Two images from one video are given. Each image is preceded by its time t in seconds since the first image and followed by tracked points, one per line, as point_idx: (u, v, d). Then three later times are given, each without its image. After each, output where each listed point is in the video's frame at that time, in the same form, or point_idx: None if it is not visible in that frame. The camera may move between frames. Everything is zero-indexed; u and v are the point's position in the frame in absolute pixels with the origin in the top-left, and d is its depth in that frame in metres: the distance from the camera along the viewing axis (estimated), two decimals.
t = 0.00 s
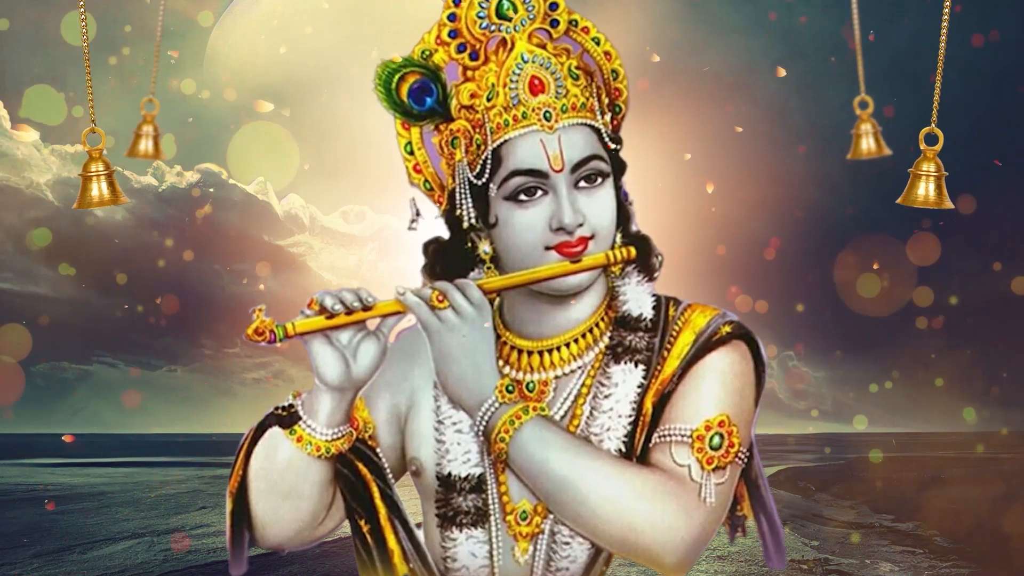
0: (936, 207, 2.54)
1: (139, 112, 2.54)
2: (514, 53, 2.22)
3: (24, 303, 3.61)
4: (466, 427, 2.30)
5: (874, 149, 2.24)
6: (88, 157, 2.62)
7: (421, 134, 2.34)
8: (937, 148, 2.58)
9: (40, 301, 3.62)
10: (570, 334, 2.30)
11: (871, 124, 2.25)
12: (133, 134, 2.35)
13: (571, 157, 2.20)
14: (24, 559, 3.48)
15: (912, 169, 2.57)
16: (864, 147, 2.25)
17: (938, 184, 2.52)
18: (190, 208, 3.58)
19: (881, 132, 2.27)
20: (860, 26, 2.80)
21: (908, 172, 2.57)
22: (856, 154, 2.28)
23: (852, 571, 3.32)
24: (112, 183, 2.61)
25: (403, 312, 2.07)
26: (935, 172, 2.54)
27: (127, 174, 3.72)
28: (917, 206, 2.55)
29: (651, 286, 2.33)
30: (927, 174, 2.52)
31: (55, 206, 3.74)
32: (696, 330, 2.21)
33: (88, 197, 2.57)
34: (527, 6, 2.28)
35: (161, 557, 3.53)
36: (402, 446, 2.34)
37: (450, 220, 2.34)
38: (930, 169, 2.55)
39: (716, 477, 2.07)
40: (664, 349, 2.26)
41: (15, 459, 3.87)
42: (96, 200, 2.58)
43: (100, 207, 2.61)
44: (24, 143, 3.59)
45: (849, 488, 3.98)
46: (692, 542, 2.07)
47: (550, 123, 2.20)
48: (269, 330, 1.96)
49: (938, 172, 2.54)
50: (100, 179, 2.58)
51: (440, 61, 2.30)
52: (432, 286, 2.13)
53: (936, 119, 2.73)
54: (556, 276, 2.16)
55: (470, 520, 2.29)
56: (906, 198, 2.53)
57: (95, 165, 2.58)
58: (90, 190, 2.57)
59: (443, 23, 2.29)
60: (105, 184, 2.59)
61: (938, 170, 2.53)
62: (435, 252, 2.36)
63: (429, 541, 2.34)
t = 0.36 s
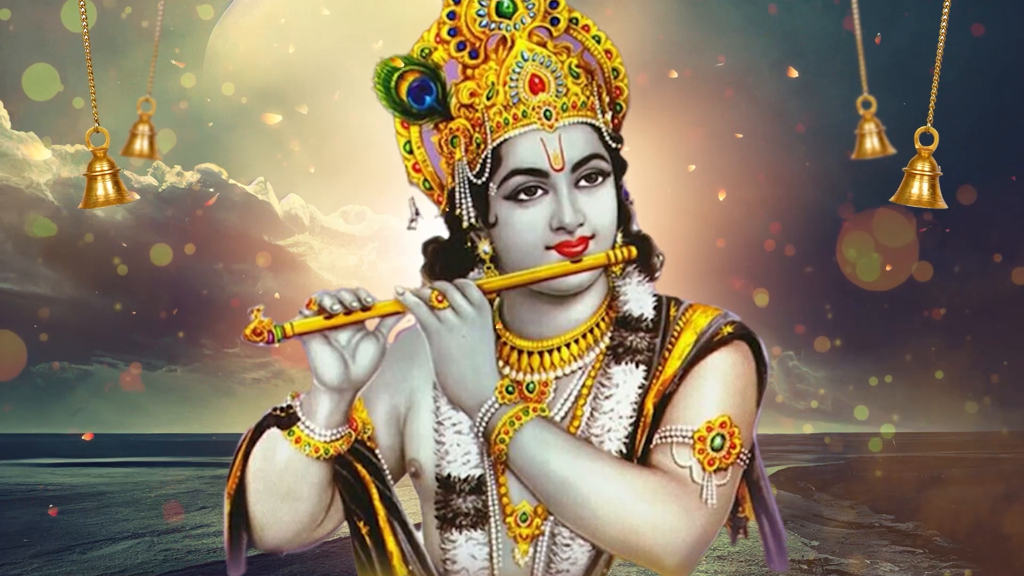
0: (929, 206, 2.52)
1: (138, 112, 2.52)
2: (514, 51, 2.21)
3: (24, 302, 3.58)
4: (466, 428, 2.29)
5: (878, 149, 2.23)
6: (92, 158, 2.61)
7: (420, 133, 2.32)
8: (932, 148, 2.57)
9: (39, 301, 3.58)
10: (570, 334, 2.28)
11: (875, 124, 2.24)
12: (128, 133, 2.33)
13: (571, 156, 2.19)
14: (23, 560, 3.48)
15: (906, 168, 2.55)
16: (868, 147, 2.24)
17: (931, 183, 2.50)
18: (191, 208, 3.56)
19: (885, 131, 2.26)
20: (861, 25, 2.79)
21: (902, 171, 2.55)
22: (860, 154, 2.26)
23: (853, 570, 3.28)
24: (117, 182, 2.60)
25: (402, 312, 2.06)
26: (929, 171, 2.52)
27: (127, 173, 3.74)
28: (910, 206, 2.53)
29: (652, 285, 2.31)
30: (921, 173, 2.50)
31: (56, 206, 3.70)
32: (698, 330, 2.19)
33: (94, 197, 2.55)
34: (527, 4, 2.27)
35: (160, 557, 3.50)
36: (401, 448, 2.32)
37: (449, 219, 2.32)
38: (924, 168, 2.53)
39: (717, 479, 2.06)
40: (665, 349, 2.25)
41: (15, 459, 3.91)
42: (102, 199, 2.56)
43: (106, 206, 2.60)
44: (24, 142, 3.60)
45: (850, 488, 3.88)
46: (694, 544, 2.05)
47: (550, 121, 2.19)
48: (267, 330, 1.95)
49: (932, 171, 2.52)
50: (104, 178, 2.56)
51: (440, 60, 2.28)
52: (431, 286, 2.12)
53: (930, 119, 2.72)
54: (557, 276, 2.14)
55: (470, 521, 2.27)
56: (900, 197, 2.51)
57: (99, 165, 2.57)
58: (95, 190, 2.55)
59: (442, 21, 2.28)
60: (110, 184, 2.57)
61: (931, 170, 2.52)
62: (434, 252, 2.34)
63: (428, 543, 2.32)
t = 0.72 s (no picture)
0: (923, 206, 2.48)
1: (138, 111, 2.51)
2: (515, 50, 2.19)
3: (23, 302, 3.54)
4: (466, 429, 2.27)
5: (881, 148, 2.21)
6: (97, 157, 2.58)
7: (419, 132, 2.31)
8: (927, 148, 2.54)
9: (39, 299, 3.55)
10: (571, 334, 2.27)
11: (878, 123, 2.22)
12: (125, 132, 2.32)
13: (572, 155, 2.17)
14: (23, 559, 3.41)
15: (902, 167, 2.52)
16: (871, 146, 2.22)
17: (927, 182, 2.46)
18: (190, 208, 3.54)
19: (888, 131, 2.24)
20: (862, 25, 2.77)
21: (897, 170, 2.52)
22: (863, 153, 2.25)
23: (852, 571, 3.25)
24: (121, 181, 2.57)
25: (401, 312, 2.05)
26: (924, 171, 2.49)
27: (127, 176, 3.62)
28: (905, 205, 2.49)
29: (653, 285, 2.30)
30: (917, 172, 2.47)
31: (55, 206, 3.63)
32: (699, 331, 2.18)
33: (98, 197, 2.53)
34: (527, 2, 2.25)
35: (160, 557, 3.46)
36: (400, 449, 2.30)
37: (449, 219, 2.30)
38: (919, 167, 2.50)
39: (719, 480, 2.05)
40: (666, 350, 2.23)
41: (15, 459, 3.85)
42: (106, 199, 2.53)
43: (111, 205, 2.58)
44: (24, 142, 3.55)
45: (850, 489, 3.90)
46: (695, 545, 2.04)
47: (550, 120, 2.17)
48: (266, 330, 1.94)
49: (928, 171, 2.49)
50: (109, 178, 2.53)
51: (439, 58, 2.26)
52: (430, 286, 2.10)
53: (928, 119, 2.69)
54: (557, 276, 2.13)
55: (469, 523, 2.26)
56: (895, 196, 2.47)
57: (103, 164, 2.54)
58: (100, 189, 2.52)
59: (442, 19, 2.26)
60: (114, 183, 2.55)
61: (927, 170, 2.48)
62: (433, 252, 2.32)
63: (427, 545, 2.30)
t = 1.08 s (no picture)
0: (920, 205, 2.46)
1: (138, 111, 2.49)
2: (515, 48, 2.18)
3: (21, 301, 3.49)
4: (466, 430, 2.26)
5: (884, 148, 2.20)
6: (98, 156, 2.56)
7: (419, 131, 2.29)
8: (924, 147, 2.52)
9: (37, 298, 3.52)
10: (571, 334, 2.25)
11: (880, 123, 2.21)
12: (123, 132, 2.31)
13: (572, 154, 2.16)
14: (23, 559, 3.47)
15: (898, 166, 2.50)
16: (873, 146, 2.21)
17: (923, 182, 2.44)
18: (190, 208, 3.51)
19: (890, 131, 2.23)
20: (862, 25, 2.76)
21: (894, 169, 2.50)
22: (865, 153, 2.23)
23: (852, 572, 3.31)
24: (123, 180, 2.55)
25: (400, 312, 2.03)
26: (921, 170, 2.47)
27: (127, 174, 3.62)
28: (902, 205, 2.47)
29: (654, 285, 2.28)
30: (914, 171, 2.45)
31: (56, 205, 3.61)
32: (701, 331, 2.17)
33: (101, 196, 2.51)
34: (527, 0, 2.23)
35: (161, 557, 3.49)
36: (399, 450, 2.29)
37: (449, 219, 2.29)
38: (916, 167, 2.48)
39: (720, 482, 2.03)
40: (668, 351, 2.21)
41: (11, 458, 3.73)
42: (109, 198, 2.52)
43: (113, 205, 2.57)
44: (24, 142, 3.52)
45: (849, 487, 3.76)
46: (696, 547, 2.03)
47: (551, 119, 2.16)
48: (264, 330, 1.92)
49: (925, 171, 2.47)
50: (111, 177, 2.52)
51: (438, 57, 2.25)
52: (430, 286, 2.09)
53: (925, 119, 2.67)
54: (557, 276, 2.11)
55: (469, 525, 2.24)
56: (893, 195, 2.45)
57: (104, 164, 2.53)
58: (102, 189, 2.51)
59: (441, 18, 2.25)
60: (117, 183, 2.53)
61: (924, 170, 2.47)
62: (432, 251, 2.31)
63: (427, 547, 2.29)
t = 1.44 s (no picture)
0: (922, 206, 2.44)
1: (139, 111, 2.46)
2: (515, 46, 2.16)
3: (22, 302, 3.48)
4: (465, 431, 2.24)
5: (884, 148, 2.18)
6: (98, 156, 2.54)
7: (418, 130, 2.28)
8: (925, 147, 2.50)
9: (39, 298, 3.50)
10: (571, 335, 2.24)
11: (880, 123, 2.19)
12: (123, 132, 2.28)
13: (573, 153, 2.15)
14: (24, 559, 3.39)
15: (899, 167, 2.48)
16: (873, 146, 2.19)
17: (925, 182, 2.42)
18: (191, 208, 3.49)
19: (889, 131, 2.21)
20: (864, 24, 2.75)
21: (895, 170, 2.48)
22: (865, 153, 2.21)
23: (852, 571, 3.25)
24: (123, 180, 2.54)
25: (399, 313, 2.01)
26: (922, 170, 2.45)
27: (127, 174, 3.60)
28: (903, 205, 2.45)
29: (655, 285, 2.27)
30: (916, 172, 2.43)
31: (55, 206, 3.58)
32: (702, 332, 2.15)
33: (101, 196, 2.50)
34: None
35: (160, 557, 3.51)
36: (398, 451, 2.28)
37: (449, 218, 2.28)
38: (918, 167, 2.46)
39: (722, 483, 2.02)
40: (669, 351, 2.20)
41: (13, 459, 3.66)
42: (109, 198, 2.50)
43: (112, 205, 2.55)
44: (24, 142, 3.48)
45: (850, 487, 3.81)
46: (697, 549, 2.01)
47: (551, 118, 2.14)
48: (262, 331, 1.91)
49: (925, 171, 2.45)
50: (111, 177, 2.50)
51: (438, 55, 2.23)
52: (429, 286, 2.07)
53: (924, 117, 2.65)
54: (557, 276, 2.10)
55: (469, 527, 2.23)
56: (894, 196, 2.42)
57: (105, 164, 2.51)
58: (103, 189, 2.49)
59: (441, 15, 2.23)
60: (117, 183, 2.51)
61: (924, 169, 2.44)
62: (432, 251, 2.30)
63: (426, 548, 2.27)
